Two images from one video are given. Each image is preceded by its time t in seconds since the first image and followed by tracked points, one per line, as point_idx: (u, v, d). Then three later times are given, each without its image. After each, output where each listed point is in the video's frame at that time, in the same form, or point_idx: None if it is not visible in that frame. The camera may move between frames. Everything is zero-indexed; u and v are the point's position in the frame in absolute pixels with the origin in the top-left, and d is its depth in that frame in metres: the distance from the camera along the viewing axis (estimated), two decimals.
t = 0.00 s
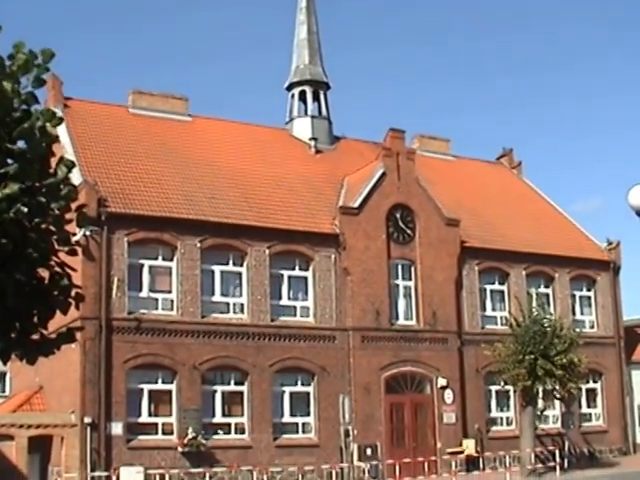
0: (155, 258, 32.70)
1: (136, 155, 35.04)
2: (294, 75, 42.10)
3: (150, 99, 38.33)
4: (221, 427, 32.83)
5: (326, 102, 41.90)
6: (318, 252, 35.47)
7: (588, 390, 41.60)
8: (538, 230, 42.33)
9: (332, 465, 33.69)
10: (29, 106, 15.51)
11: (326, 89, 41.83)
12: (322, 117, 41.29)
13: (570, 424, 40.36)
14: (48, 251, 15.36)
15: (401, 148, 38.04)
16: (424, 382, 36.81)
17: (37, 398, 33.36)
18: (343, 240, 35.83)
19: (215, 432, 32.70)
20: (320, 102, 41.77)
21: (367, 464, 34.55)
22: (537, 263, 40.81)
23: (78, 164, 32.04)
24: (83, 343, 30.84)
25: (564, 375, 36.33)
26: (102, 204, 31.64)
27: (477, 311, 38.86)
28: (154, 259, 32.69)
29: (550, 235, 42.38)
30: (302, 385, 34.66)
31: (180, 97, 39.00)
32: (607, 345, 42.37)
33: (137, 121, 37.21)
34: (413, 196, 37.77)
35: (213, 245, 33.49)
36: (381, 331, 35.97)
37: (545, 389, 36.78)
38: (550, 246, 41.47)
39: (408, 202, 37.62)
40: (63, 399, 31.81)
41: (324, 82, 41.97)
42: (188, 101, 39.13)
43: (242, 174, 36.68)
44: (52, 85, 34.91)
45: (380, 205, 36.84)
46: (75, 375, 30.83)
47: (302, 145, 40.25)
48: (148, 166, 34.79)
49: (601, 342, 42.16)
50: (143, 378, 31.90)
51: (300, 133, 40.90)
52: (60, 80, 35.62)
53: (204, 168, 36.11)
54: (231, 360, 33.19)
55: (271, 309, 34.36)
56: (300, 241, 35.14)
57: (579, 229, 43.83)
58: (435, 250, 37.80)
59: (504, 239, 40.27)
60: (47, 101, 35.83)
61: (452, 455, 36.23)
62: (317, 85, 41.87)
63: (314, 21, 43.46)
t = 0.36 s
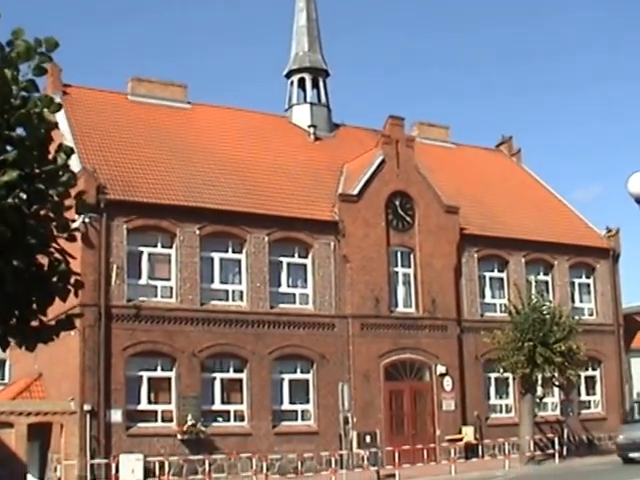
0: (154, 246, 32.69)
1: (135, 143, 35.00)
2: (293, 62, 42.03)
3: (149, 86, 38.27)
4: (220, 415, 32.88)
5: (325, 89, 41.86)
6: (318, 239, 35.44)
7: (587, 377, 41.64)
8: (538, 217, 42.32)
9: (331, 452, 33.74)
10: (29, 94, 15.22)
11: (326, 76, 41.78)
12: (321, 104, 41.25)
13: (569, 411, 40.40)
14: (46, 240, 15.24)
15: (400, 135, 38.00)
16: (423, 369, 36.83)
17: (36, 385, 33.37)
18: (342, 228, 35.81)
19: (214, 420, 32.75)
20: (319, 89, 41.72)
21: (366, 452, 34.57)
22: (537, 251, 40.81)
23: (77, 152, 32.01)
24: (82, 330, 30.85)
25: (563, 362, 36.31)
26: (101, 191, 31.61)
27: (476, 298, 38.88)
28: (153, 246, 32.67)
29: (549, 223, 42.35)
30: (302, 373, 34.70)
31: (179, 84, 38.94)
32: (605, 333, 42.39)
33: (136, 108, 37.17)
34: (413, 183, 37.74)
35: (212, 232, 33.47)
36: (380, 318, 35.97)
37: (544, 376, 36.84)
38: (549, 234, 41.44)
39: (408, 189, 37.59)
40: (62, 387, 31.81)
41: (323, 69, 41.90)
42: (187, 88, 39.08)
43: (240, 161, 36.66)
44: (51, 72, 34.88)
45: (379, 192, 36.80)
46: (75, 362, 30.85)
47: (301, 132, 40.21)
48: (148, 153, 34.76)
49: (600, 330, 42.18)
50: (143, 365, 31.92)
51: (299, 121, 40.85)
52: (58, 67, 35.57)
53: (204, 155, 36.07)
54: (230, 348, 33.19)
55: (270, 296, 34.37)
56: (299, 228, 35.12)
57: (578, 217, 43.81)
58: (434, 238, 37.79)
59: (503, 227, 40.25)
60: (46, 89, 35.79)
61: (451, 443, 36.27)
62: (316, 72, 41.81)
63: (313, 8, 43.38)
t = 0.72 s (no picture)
0: (153, 235, 32.69)
1: (134, 132, 34.99)
2: (292, 50, 41.99)
3: (148, 75, 38.24)
4: (220, 404, 32.92)
5: (324, 78, 41.82)
6: (317, 228, 35.42)
7: (586, 366, 41.69)
8: (537, 206, 42.33)
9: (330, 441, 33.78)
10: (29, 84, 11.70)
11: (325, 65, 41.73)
12: (320, 93, 41.22)
13: (568, 400, 40.42)
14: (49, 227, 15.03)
15: (399, 124, 37.99)
16: (422, 358, 36.85)
17: (35, 374, 33.38)
18: (341, 216, 35.80)
19: (214, 409, 32.79)
20: (319, 78, 41.69)
21: (366, 440, 34.58)
22: (536, 239, 40.82)
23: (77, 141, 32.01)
24: (81, 319, 30.85)
25: (562, 351, 36.28)
26: (100, 180, 31.60)
27: (475, 287, 38.89)
28: (152, 235, 32.68)
29: (549, 212, 42.36)
30: (301, 361, 34.71)
31: (178, 73, 38.91)
32: (605, 322, 42.41)
33: (135, 97, 37.14)
34: (412, 172, 37.73)
35: (211, 221, 33.46)
36: (379, 307, 35.98)
37: (543, 365, 36.88)
38: (549, 223, 41.44)
39: (407, 178, 37.58)
40: (62, 376, 31.82)
41: (322, 58, 41.86)
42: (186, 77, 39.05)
43: (240, 149, 36.65)
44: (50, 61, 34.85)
45: (378, 180, 36.79)
46: (74, 351, 30.85)
47: (300, 121, 40.18)
48: (147, 142, 34.75)
49: (599, 319, 42.20)
50: (142, 354, 31.94)
51: (298, 110, 40.84)
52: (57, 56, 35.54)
53: (203, 144, 36.07)
54: (230, 336, 33.21)
55: (269, 285, 34.39)
56: (299, 217, 35.10)
57: (577, 206, 43.80)
58: (433, 227, 37.79)
59: (502, 216, 40.25)
60: (45, 78, 35.78)
61: (450, 432, 36.32)
62: (316, 61, 41.77)
63: None
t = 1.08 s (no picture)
0: (152, 225, 32.69)
1: (133, 122, 34.96)
2: (291, 41, 41.95)
3: (147, 65, 38.20)
4: (219, 394, 32.96)
5: (323, 68, 41.80)
6: (316, 219, 35.41)
7: (585, 357, 41.75)
8: (537, 196, 42.35)
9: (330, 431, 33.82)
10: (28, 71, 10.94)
11: (324, 55, 41.70)
12: (319, 83, 41.20)
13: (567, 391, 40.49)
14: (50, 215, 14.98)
15: (398, 115, 37.99)
16: (421, 349, 36.86)
17: (35, 365, 33.41)
18: (341, 207, 35.80)
19: (213, 399, 32.83)
20: (318, 68, 41.67)
21: (365, 430, 34.60)
22: (535, 230, 40.83)
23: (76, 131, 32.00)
24: (80, 310, 30.83)
25: (561, 342, 36.25)
26: (99, 171, 31.58)
27: (475, 277, 38.90)
28: (152, 225, 32.68)
29: (548, 202, 42.36)
30: (301, 352, 34.73)
31: (177, 64, 38.89)
32: (604, 313, 42.44)
33: (134, 87, 37.11)
34: (411, 162, 37.72)
35: (210, 212, 33.46)
36: (378, 297, 36.00)
37: (542, 355, 36.90)
38: (548, 214, 41.44)
39: (406, 168, 37.58)
40: (61, 367, 31.82)
41: (322, 48, 41.82)
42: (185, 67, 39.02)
43: (239, 140, 36.63)
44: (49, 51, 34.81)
45: (377, 171, 36.78)
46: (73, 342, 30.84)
47: (300, 111, 40.17)
48: (146, 132, 34.73)
49: (598, 309, 42.23)
50: (142, 345, 31.96)
51: (297, 100, 40.83)
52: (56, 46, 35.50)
53: (203, 134, 36.05)
54: (230, 326, 33.23)
55: (269, 276, 34.40)
56: (298, 207, 35.09)
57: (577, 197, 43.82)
58: (433, 217, 37.79)
59: (502, 206, 40.25)
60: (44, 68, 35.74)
61: (449, 422, 36.37)
62: (315, 51, 41.74)
63: None
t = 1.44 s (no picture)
0: (151, 217, 32.73)
1: (132, 114, 35.00)
2: (290, 32, 41.97)
3: (146, 56, 38.23)
4: (218, 385, 33.02)
5: (322, 59, 41.83)
6: (315, 210, 35.45)
7: (582, 348, 41.84)
8: (535, 188, 42.41)
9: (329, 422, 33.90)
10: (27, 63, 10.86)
11: (323, 46, 41.72)
12: (318, 75, 41.23)
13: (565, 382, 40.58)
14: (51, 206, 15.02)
15: (397, 106, 38.03)
16: (420, 340, 36.94)
17: (34, 357, 33.45)
18: (339, 198, 35.85)
19: (212, 390, 32.89)
20: (317, 60, 41.69)
21: (364, 421, 34.66)
22: (534, 221, 40.89)
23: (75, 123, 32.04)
24: (79, 301, 30.88)
25: (559, 333, 36.29)
26: (98, 162, 31.62)
27: (473, 268, 38.96)
28: (150, 217, 32.72)
29: (547, 194, 42.43)
30: (300, 343, 34.80)
31: (176, 55, 38.91)
32: (602, 304, 42.51)
33: (133, 79, 37.13)
34: (410, 153, 37.77)
35: (209, 203, 33.50)
36: (377, 288, 36.06)
37: (540, 346, 36.95)
38: (546, 205, 41.50)
39: (405, 159, 37.63)
40: (61, 358, 31.86)
41: (320, 39, 41.84)
42: (183, 59, 39.05)
43: (238, 131, 36.66)
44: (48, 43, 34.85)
45: (376, 162, 36.83)
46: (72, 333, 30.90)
47: (298, 103, 40.20)
48: (145, 123, 34.77)
49: (596, 300, 42.30)
50: (141, 336, 32.02)
51: (295, 92, 40.86)
52: (55, 37, 35.53)
53: (201, 126, 36.08)
54: (228, 317, 33.29)
55: (268, 267, 34.45)
56: (296, 198, 35.14)
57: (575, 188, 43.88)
58: (431, 208, 37.84)
59: (501, 197, 40.31)
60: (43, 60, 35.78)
61: (447, 413, 36.44)
62: (314, 42, 41.76)
63: None
